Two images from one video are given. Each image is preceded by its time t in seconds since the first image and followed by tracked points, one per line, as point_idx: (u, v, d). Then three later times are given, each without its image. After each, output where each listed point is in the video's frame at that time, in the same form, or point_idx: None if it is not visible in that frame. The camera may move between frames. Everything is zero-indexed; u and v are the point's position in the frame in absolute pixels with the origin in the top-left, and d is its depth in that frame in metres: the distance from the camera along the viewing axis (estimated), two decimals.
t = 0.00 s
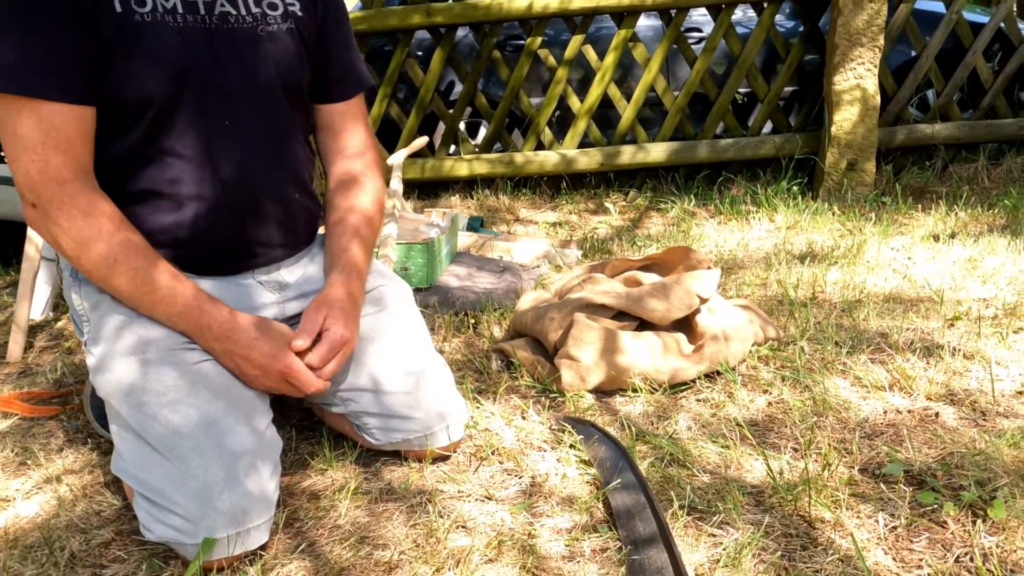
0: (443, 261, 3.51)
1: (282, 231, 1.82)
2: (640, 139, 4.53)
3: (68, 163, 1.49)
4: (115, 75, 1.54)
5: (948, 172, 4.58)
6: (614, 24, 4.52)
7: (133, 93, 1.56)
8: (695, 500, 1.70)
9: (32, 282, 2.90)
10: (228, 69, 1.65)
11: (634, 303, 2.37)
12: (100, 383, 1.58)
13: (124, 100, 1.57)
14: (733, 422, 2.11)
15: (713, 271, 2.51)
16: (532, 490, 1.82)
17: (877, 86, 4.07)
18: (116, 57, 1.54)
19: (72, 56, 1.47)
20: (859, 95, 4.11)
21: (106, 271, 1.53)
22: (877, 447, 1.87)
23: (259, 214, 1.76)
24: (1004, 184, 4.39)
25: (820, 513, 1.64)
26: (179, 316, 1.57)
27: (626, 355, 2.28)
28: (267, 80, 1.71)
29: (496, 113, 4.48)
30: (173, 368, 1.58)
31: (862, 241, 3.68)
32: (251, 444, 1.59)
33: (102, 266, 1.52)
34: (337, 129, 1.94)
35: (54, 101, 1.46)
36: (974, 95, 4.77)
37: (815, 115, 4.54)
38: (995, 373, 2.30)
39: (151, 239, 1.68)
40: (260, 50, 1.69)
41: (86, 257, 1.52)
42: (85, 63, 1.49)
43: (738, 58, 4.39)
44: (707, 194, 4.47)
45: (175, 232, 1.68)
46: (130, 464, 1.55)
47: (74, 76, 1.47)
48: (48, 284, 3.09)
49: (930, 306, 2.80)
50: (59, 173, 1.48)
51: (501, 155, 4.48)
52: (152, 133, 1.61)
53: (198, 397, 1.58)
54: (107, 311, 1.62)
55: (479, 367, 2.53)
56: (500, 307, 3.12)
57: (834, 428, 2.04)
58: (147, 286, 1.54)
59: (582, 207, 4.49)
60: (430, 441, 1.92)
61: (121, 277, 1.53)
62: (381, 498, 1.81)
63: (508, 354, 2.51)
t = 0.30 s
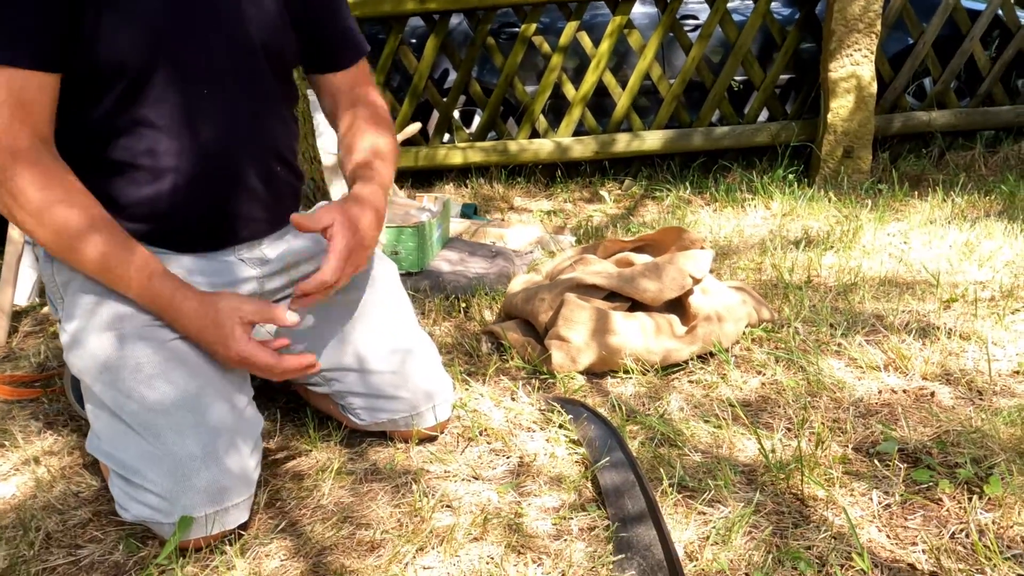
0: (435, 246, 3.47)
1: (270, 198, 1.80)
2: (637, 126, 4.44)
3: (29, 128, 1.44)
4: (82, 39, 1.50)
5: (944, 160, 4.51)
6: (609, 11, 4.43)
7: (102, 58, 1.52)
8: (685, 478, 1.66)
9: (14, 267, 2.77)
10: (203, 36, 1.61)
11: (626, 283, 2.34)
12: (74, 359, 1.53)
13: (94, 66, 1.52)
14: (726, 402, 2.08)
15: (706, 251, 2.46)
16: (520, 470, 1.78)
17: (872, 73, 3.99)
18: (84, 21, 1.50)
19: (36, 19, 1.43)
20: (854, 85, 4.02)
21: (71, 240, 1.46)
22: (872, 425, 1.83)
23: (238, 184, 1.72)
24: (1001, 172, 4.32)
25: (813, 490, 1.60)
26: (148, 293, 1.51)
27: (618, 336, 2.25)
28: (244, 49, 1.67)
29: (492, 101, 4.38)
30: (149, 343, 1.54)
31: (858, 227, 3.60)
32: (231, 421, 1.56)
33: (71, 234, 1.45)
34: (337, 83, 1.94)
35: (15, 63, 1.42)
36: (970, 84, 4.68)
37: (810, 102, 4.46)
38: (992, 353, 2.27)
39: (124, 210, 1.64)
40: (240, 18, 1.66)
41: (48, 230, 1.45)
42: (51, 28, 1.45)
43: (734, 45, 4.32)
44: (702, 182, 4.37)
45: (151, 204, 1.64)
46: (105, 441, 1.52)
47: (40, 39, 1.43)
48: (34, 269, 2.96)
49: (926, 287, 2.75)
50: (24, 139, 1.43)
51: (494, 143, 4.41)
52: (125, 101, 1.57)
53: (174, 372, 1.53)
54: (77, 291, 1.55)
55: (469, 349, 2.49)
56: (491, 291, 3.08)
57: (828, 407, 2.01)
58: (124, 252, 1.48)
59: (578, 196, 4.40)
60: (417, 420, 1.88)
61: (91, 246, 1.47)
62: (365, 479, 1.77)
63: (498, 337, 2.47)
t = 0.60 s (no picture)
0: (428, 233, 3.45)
1: (257, 183, 1.78)
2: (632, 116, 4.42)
3: None
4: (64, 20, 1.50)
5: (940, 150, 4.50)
6: None
7: (85, 40, 1.51)
8: (674, 457, 1.65)
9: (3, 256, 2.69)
10: (192, 18, 1.60)
11: (617, 266, 2.33)
12: (57, 337, 1.52)
13: (77, 48, 1.52)
14: (717, 385, 2.07)
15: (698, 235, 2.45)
16: (509, 451, 1.77)
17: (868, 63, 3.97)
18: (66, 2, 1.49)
19: None
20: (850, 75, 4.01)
21: (37, 198, 1.40)
22: (863, 406, 1.83)
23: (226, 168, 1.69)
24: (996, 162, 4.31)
25: (802, 469, 1.60)
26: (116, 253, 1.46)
27: (610, 319, 2.23)
28: (233, 32, 1.65)
29: (487, 91, 4.36)
30: (132, 322, 1.53)
31: (852, 215, 3.58)
32: (216, 400, 1.55)
33: (38, 188, 1.40)
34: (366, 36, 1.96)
35: None
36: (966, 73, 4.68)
37: (805, 91, 4.44)
38: (984, 336, 2.26)
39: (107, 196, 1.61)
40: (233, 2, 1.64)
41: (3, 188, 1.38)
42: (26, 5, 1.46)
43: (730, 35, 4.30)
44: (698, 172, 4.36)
45: (136, 189, 1.61)
46: (89, 420, 1.50)
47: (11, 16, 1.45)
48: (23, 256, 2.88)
49: (919, 273, 2.74)
50: None
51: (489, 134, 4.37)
52: (109, 84, 1.56)
53: (158, 350, 1.52)
54: (60, 272, 1.55)
55: (460, 334, 2.47)
56: (483, 276, 3.06)
57: (819, 389, 2.00)
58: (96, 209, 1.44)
59: (573, 186, 4.38)
60: (405, 403, 1.87)
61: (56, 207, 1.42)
62: (352, 460, 1.76)
63: (489, 321, 2.45)
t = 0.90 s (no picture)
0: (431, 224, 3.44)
1: (268, 181, 1.76)
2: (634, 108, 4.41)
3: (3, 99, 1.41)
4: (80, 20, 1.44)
5: (942, 142, 4.48)
6: None
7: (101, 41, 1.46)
8: (681, 444, 1.65)
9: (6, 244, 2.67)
10: (209, 19, 1.56)
11: (622, 255, 2.32)
12: (63, 323, 1.51)
13: (92, 48, 1.46)
14: (723, 373, 2.07)
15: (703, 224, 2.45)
16: (515, 439, 1.77)
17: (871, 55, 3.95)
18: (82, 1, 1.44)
19: None
20: (852, 67, 3.99)
21: (44, 177, 1.41)
22: (869, 393, 1.82)
23: (237, 167, 1.68)
24: (999, 154, 4.29)
25: (810, 456, 1.59)
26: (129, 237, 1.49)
27: (615, 308, 2.23)
28: (252, 32, 1.62)
29: (489, 83, 4.34)
30: (138, 308, 1.52)
31: (855, 206, 3.57)
32: (222, 385, 1.53)
33: (45, 168, 1.41)
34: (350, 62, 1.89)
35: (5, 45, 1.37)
36: (969, 66, 4.64)
37: (807, 83, 4.43)
38: (989, 325, 2.26)
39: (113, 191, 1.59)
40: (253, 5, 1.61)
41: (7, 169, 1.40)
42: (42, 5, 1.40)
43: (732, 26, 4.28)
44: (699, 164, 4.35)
45: (143, 187, 1.59)
46: (96, 407, 1.50)
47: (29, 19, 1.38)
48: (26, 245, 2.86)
49: (923, 263, 2.73)
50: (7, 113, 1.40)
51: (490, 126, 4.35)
52: (124, 86, 1.52)
53: (163, 335, 1.51)
54: (65, 258, 1.54)
55: (464, 323, 2.47)
56: (486, 267, 3.05)
57: (826, 377, 2.00)
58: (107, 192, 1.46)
59: (575, 178, 4.37)
60: (410, 390, 1.86)
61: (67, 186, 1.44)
62: (358, 448, 1.75)
63: (493, 311, 2.44)
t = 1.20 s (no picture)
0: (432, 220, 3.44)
1: (269, 186, 1.75)
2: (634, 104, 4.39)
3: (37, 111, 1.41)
4: (99, 28, 1.44)
5: (943, 139, 4.48)
6: None
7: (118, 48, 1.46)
8: (683, 442, 1.65)
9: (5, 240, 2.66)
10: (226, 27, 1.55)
11: (623, 253, 2.32)
12: (65, 321, 1.51)
13: (110, 54, 1.46)
14: (724, 371, 2.07)
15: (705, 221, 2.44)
16: (517, 437, 1.77)
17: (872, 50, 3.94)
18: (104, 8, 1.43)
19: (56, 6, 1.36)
20: (854, 62, 3.98)
21: (47, 183, 1.41)
22: (871, 392, 1.82)
23: (240, 174, 1.67)
24: (1000, 151, 4.29)
25: (812, 454, 1.59)
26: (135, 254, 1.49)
27: (617, 305, 2.23)
28: (267, 40, 1.61)
29: (489, 79, 4.32)
30: (142, 306, 1.52)
31: (856, 203, 3.56)
32: (224, 383, 1.54)
33: (50, 173, 1.41)
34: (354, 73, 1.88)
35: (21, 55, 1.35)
36: (969, 62, 4.63)
37: (808, 79, 4.42)
38: (991, 323, 2.25)
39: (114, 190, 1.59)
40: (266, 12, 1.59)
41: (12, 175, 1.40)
42: (62, 14, 1.38)
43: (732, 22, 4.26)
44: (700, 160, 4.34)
45: (143, 185, 1.60)
46: (98, 405, 1.50)
47: (50, 29, 1.36)
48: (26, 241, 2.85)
49: (924, 260, 2.73)
50: (25, 123, 1.39)
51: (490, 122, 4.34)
52: (138, 92, 1.51)
53: (166, 334, 1.51)
54: (69, 254, 1.54)
55: (465, 321, 2.47)
56: (487, 264, 3.05)
57: (828, 375, 2.00)
58: (109, 202, 1.46)
59: (575, 175, 4.37)
60: (413, 388, 1.86)
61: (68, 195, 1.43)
62: (360, 445, 1.75)
63: (494, 308, 2.44)
